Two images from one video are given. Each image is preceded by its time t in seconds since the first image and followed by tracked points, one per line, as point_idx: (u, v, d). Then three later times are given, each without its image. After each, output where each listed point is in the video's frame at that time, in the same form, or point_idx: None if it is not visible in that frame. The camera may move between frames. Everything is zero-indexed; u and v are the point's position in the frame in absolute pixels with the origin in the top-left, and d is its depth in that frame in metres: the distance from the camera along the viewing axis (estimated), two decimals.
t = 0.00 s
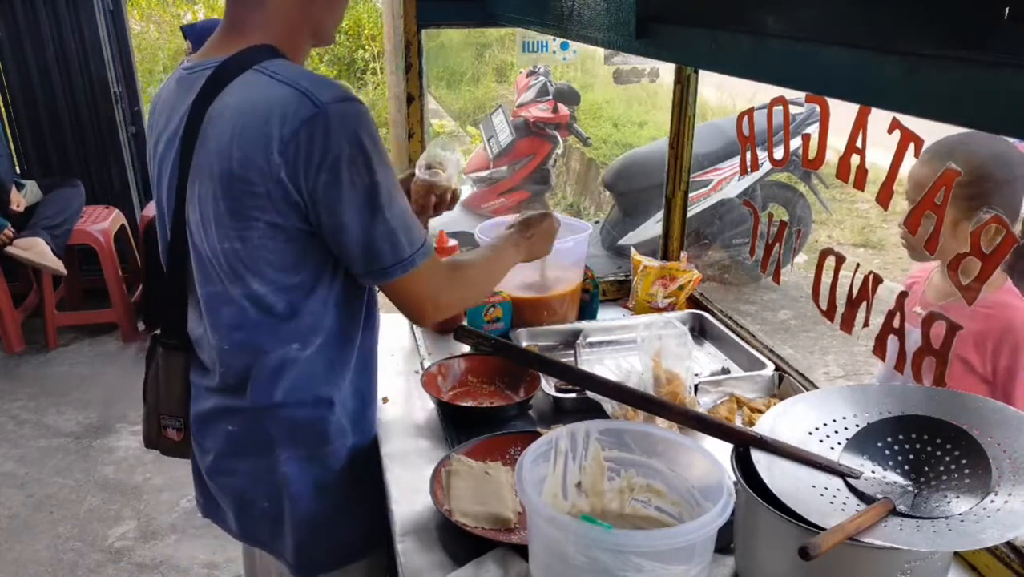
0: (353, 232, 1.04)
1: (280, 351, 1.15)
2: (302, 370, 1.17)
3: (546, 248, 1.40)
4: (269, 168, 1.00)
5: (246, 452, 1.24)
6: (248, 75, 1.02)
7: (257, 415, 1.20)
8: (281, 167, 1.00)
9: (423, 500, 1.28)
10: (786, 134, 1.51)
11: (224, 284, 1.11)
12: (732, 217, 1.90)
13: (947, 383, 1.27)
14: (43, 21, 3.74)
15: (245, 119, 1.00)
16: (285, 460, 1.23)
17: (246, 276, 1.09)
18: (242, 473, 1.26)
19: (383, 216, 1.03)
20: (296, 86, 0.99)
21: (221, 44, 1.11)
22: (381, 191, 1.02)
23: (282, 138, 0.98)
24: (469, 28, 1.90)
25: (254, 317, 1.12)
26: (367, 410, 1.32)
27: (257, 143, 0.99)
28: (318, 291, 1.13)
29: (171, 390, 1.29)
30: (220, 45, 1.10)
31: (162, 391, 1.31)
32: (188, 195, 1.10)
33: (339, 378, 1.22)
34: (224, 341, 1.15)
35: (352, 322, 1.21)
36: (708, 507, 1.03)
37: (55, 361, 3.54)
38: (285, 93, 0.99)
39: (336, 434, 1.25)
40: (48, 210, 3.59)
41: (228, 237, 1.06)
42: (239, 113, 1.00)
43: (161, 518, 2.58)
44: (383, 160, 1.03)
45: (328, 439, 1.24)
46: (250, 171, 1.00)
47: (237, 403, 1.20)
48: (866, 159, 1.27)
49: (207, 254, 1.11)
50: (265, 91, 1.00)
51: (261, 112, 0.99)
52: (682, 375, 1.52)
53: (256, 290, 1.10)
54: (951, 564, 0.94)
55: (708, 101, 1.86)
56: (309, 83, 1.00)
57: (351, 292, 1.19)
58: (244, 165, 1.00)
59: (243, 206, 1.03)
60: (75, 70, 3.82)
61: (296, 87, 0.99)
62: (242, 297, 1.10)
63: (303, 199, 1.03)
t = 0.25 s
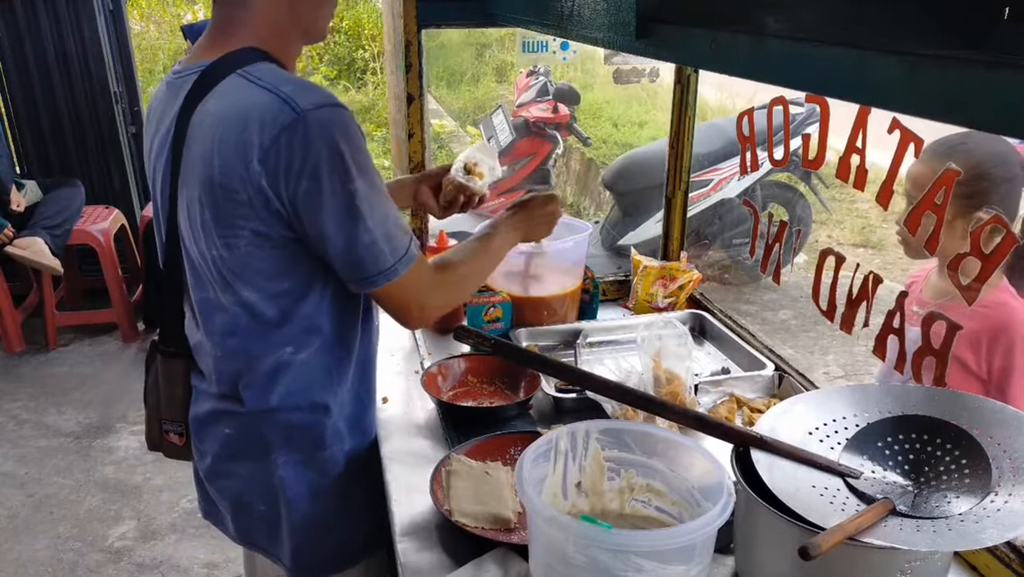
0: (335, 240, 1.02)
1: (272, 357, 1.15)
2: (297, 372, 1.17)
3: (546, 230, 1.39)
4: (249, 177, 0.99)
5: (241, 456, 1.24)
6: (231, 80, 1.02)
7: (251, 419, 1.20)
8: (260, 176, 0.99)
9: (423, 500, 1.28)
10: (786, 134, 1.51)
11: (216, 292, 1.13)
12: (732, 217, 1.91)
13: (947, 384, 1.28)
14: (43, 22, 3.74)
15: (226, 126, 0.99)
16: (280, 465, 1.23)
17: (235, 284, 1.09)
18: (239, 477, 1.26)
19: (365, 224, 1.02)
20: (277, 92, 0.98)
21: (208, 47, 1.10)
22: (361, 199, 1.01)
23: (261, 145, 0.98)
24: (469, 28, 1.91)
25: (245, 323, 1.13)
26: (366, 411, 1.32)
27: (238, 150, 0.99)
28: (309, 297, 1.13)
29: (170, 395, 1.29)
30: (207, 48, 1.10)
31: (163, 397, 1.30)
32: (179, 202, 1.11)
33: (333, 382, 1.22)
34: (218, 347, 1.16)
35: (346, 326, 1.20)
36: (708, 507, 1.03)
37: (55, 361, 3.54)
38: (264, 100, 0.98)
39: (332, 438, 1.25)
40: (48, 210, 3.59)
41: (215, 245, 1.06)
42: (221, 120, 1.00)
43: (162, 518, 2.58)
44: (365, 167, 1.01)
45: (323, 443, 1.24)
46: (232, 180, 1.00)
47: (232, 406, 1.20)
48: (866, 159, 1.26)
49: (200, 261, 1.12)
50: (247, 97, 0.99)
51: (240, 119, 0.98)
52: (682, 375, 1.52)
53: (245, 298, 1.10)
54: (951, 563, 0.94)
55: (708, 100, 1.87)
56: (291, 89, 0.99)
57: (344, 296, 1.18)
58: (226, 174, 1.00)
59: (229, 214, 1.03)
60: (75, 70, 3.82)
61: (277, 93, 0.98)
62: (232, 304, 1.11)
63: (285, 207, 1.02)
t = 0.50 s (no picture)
0: (330, 232, 1.01)
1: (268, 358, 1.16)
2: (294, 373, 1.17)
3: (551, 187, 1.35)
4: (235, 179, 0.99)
5: (239, 457, 1.24)
6: (211, 83, 1.03)
7: (248, 420, 1.20)
8: (246, 176, 0.99)
9: (423, 500, 1.28)
10: (786, 134, 1.51)
11: (210, 297, 1.13)
12: (732, 217, 1.90)
13: (947, 383, 1.28)
14: (43, 22, 3.74)
15: (208, 130, 1.00)
16: (276, 466, 1.23)
17: (228, 288, 1.09)
18: (236, 478, 1.26)
19: (358, 211, 1.01)
20: (255, 91, 0.98)
21: (196, 47, 1.11)
22: (351, 186, 1.00)
23: (244, 145, 0.98)
24: (469, 28, 1.91)
25: (240, 326, 1.13)
26: (367, 413, 1.32)
27: (221, 153, 0.99)
28: (303, 297, 1.13)
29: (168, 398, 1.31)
30: (195, 50, 1.10)
31: (161, 400, 1.32)
32: (170, 210, 1.11)
33: (330, 383, 1.21)
34: (215, 350, 1.17)
35: (342, 326, 1.20)
36: (708, 506, 1.03)
37: (55, 361, 3.54)
38: (242, 100, 0.98)
39: (330, 438, 1.25)
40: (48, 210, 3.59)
41: (207, 250, 1.07)
42: (203, 124, 1.01)
43: (162, 518, 2.58)
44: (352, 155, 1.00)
45: (320, 444, 1.24)
46: (217, 183, 1.00)
47: (231, 407, 1.20)
48: (866, 159, 1.27)
49: (194, 268, 1.12)
50: (227, 98, 1.00)
51: (221, 121, 0.99)
52: (682, 375, 1.52)
53: (239, 301, 1.10)
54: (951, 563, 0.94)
55: (707, 100, 1.87)
56: (268, 86, 0.99)
57: (339, 297, 1.18)
58: (211, 178, 1.01)
59: (219, 217, 1.03)
60: (75, 70, 3.82)
61: (255, 91, 0.98)
62: (226, 308, 1.11)
63: (273, 206, 1.02)
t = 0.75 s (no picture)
0: (330, 221, 1.01)
1: (266, 356, 1.16)
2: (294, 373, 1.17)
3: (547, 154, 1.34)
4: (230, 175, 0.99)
5: (237, 458, 1.24)
6: (201, 82, 1.03)
7: (246, 420, 1.20)
8: (240, 171, 0.99)
9: (423, 500, 1.28)
10: (785, 134, 1.51)
11: (207, 298, 1.13)
12: (732, 217, 1.90)
13: (947, 383, 1.28)
14: (43, 22, 3.74)
15: (199, 128, 1.00)
16: (274, 466, 1.23)
17: (226, 288, 1.09)
18: (236, 479, 1.26)
19: (357, 197, 1.00)
20: (244, 87, 0.99)
21: (188, 47, 1.11)
22: (348, 173, 0.99)
23: (237, 142, 0.98)
24: (469, 28, 1.91)
25: (238, 325, 1.13)
26: (367, 413, 1.32)
27: (214, 151, 0.99)
28: (299, 295, 1.13)
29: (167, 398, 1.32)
30: (190, 48, 1.11)
31: (161, 400, 1.34)
32: (166, 212, 1.11)
33: (327, 382, 1.22)
34: (214, 350, 1.17)
35: (339, 323, 1.20)
36: (708, 506, 1.03)
37: (55, 361, 3.54)
38: (232, 96, 0.99)
39: (328, 438, 1.25)
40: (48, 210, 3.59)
41: (203, 249, 1.07)
42: (194, 123, 1.01)
43: (162, 518, 2.58)
44: (347, 141, 1.00)
45: (320, 444, 1.24)
46: (211, 181, 1.01)
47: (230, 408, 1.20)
48: (866, 159, 1.26)
49: (191, 269, 1.12)
50: (216, 95, 1.00)
51: (212, 120, 0.99)
52: (682, 375, 1.52)
53: (237, 300, 1.10)
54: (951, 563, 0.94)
55: (707, 100, 1.87)
56: (256, 81, 0.99)
57: (336, 294, 1.17)
58: (204, 176, 1.01)
59: (214, 217, 1.03)
60: (75, 70, 3.83)
61: (244, 88, 0.99)
62: (224, 308, 1.11)
63: (269, 202, 1.02)
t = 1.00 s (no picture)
0: (329, 216, 1.01)
1: (265, 355, 1.16)
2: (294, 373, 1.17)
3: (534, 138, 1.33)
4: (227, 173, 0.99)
5: (237, 458, 1.24)
6: (198, 82, 1.03)
7: (245, 419, 1.20)
8: (237, 169, 0.99)
9: (423, 500, 1.28)
10: (785, 134, 1.51)
11: (206, 298, 1.13)
12: (732, 217, 1.90)
13: (947, 383, 1.28)
14: (43, 22, 3.74)
15: (196, 127, 1.00)
16: (274, 466, 1.23)
17: (225, 287, 1.09)
18: (236, 479, 1.26)
19: (356, 192, 1.00)
20: (241, 86, 0.99)
21: (186, 47, 1.11)
22: (346, 168, 0.99)
23: (234, 140, 0.98)
24: (469, 28, 1.91)
25: (236, 324, 1.13)
26: (367, 413, 1.32)
27: (211, 150, 0.99)
28: (298, 294, 1.13)
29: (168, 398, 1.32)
30: (187, 48, 1.10)
31: (160, 401, 1.34)
32: (164, 213, 1.12)
33: (327, 382, 1.22)
34: (214, 350, 1.17)
35: (338, 322, 1.20)
36: (708, 506, 1.03)
37: (55, 361, 3.54)
38: (229, 94, 0.99)
39: (328, 439, 1.25)
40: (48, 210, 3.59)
41: (201, 249, 1.07)
42: (191, 122, 1.01)
43: (161, 518, 2.58)
44: (345, 136, 1.00)
45: (320, 445, 1.24)
46: (208, 180, 1.00)
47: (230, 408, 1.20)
48: (866, 159, 1.27)
49: (190, 269, 1.12)
50: (214, 94, 1.00)
51: (208, 119, 0.99)
52: (682, 376, 1.52)
53: (235, 299, 1.10)
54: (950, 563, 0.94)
55: (707, 100, 1.88)
56: (253, 80, 0.99)
57: (334, 293, 1.17)
58: (201, 176, 1.01)
59: (212, 216, 1.03)
60: (75, 70, 3.83)
61: (240, 86, 0.99)
62: (222, 307, 1.11)
63: (267, 199, 1.02)
